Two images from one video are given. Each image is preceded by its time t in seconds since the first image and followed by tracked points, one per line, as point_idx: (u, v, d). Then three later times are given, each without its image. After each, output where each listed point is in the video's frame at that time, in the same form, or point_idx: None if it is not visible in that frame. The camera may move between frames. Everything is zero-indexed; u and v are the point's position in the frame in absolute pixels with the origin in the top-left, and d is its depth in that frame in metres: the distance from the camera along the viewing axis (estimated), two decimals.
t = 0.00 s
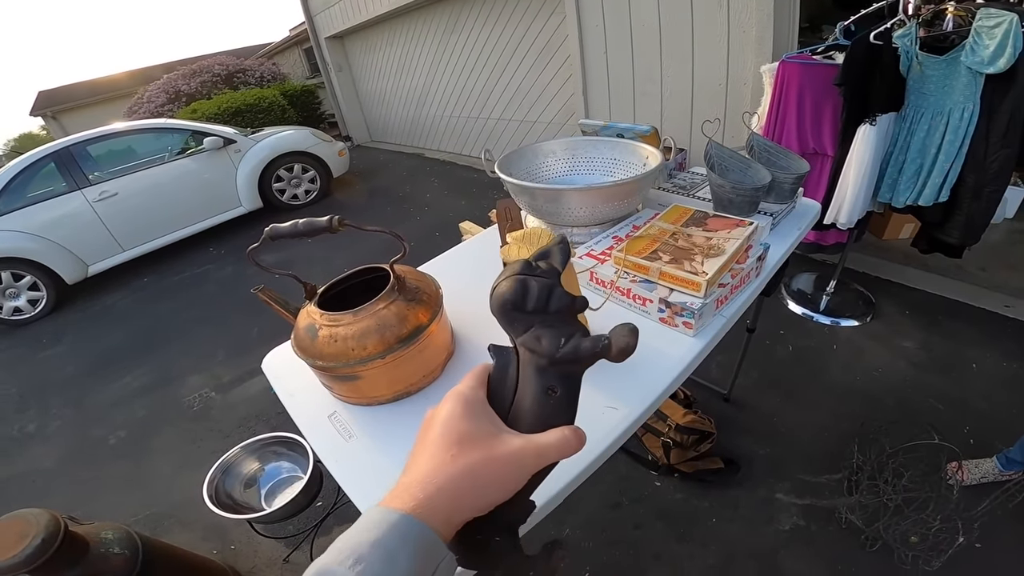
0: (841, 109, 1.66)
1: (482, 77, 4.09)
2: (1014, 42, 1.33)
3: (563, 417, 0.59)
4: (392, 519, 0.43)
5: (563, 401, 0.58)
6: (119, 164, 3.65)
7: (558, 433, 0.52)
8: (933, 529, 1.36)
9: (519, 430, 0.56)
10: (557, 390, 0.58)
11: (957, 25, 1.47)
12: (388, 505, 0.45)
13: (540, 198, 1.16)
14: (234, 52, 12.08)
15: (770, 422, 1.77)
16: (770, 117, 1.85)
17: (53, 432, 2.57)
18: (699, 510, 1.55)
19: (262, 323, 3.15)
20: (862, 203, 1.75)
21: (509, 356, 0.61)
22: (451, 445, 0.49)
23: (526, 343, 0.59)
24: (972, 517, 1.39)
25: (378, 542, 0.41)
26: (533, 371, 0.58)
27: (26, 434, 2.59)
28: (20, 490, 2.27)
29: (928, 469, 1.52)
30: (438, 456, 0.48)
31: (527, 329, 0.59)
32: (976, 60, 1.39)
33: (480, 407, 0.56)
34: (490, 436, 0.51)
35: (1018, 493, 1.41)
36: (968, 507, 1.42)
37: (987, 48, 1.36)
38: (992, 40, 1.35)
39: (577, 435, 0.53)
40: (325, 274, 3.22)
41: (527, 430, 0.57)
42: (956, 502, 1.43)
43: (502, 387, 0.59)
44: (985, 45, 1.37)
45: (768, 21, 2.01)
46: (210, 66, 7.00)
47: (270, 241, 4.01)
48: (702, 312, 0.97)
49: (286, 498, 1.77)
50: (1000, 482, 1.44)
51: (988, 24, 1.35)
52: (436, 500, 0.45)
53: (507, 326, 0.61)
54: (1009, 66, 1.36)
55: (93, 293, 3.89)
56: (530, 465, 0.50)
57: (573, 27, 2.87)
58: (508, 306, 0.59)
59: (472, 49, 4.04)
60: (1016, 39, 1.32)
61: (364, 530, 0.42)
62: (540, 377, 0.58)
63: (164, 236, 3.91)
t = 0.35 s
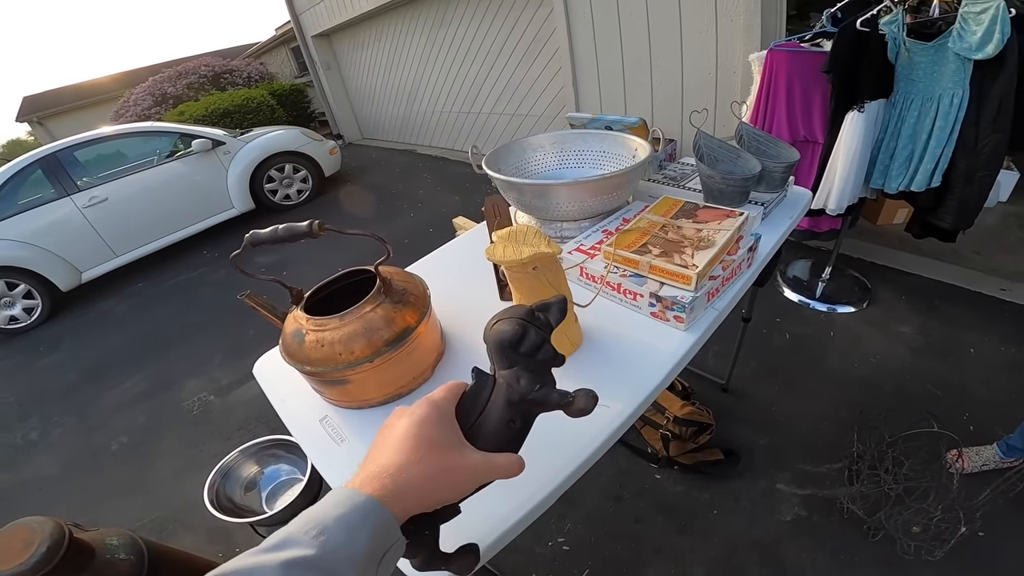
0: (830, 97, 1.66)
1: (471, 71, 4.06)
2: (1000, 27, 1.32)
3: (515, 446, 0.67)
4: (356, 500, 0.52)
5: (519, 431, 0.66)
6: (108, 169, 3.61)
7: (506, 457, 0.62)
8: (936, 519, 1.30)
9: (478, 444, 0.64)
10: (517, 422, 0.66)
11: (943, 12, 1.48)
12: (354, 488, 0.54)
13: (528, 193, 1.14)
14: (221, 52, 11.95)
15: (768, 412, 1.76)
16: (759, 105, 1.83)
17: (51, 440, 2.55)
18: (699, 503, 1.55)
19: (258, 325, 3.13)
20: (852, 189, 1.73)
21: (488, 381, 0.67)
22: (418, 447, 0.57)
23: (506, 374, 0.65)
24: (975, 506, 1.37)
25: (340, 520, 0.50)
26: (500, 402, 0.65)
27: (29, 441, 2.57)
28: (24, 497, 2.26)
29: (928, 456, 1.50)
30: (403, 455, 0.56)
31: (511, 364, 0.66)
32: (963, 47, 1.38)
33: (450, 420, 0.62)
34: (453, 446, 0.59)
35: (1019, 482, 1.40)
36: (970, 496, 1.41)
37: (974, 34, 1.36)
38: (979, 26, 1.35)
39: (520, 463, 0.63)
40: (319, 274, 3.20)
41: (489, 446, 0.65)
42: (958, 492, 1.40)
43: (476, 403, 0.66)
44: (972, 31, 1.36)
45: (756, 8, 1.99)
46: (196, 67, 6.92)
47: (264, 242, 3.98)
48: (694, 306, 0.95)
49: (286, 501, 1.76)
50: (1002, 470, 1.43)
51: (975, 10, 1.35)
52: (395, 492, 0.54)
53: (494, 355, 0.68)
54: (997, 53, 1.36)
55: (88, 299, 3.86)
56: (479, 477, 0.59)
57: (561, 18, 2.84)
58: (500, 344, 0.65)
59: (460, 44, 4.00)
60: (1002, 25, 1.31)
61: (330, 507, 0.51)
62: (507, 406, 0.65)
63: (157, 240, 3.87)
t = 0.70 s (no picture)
0: (821, 90, 1.66)
1: (462, 68, 4.03)
2: (989, 19, 1.32)
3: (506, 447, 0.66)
4: (359, 493, 0.51)
5: (512, 433, 0.66)
6: (95, 171, 3.55)
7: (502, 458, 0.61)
8: (937, 510, 1.32)
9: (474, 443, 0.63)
10: (511, 424, 0.65)
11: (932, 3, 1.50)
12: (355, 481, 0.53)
13: (522, 188, 1.13)
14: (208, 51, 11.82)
15: (766, 405, 1.76)
16: (752, 98, 1.83)
17: (43, 447, 2.51)
18: (700, 498, 1.54)
19: (251, 327, 3.10)
20: (843, 180, 1.74)
21: (484, 381, 0.66)
22: (418, 444, 0.56)
23: (502, 377, 0.65)
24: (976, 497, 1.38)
25: (345, 512, 0.49)
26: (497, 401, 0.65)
27: (24, 447, 2.53)
28: (18, 504, 2.22)
29: (927, 446, 1.51)
30: (403, 452, 0.55)
31: (507, 368, 0.65)
32: (952, 39, 1.39)
33: (449, 418, 0.61)
34: (452, 444, 0.59)
35: (1019, 472, 1.40)
36: (970, 488, 1.41)
37: (962, 26, 1.36)
38: (968, 18, 1.35)
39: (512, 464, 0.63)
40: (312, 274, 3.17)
41: (483, 446, 0.64)
42: (958, 482, 1.41)
43: (472, 405, 0.65)
44: (961, 23, 1.36)
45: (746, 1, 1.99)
46: (182, 68, 6.83)
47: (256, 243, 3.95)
48: (693, 299, 0.94)
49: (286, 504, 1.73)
50: (1001, 460, 1.44)
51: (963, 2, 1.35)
52: (396, 488, 0.53)
53: (491, 357, 0.68)
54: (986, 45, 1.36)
55: (79, 304, 3.81)
56: (476, 474, 0.58)
57: (551, 14, 2.83)
58: (501, 347, 0.66)
59: (451, 41, 3.98)
60: (991, 16, 1.31)
61: (334, 499, 0.50)
62: (503, 408, 0.64)
63: (147, 243, 3.82)
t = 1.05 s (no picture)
0: (811, 84, 1.66)
1: (451, 66, 4.01)
2: (975, 11, 1.33)
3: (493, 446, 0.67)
4: (367, 468, 0.55)
5: (503, 434, 0.68)
6: (81, 174, 3.49)
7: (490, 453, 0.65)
8: (935, 502, 1.33)
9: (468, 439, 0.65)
10: (506, 427, 0.67)
11: None
12: (362, 455, 0.57)
13: (515, 186, 1.12)
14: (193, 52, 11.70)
15: (762, 398, 1.77)
16: (742, 91, 1.83)
17: (32, 455, 2.46)
18: (698, 493, 1.54)
19: (244, 329, 3.06)
20: (836, 174, 1.74)
21: (493, 383, 0.68)
22: (423, 431, 0.59)
23: (508, 382, 0.67)
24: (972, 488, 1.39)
25: (355, 482, 0.53)
26: (498, 404, 0.66)
27: (16, 454, 2.48)
28: (11, 511, 2.19)
29: (921, 438, 1.52)
30: (407, 437, 0.58)
31: (516, 376, 0.68)
32: (939, 32, 1.39)
33: (451, 412, 0.64)
34: (451, 435, 0.62)
35: (1015, 463, 1.42)
36: (968, 480, 1.42)
37: (949, 19, 1.37)
38: (955, 11, 1.35)
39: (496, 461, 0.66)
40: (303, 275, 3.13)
41: (477, 442, 0.65)
42: (954, 475, 1.41)
43: (475, 401, 0.67)
44: (949, 16, 1.37)
45: None
46: (167, 69, 6.75)
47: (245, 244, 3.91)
48: (688, 295, 0.93)
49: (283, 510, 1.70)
50: (995, 450, 1.45)
51: None
52: (398, 468, 0.57)
53: (504, 362, 0.70)
54: (973, 37, 1.37)
55: (67, 308, 3.75)
56: (467, 467, 0.62)
57: (541, 10, 2.81)
58: (514, 355, 0.68)
59: (440, 39, 3.95)
60: (977, 9, 1.32)
61: (345, 470, 0.54)
62: (502, 411, 0.66)
63: (136, 246, 3.77)
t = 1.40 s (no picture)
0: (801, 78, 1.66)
1: (441, 64, 3.99)
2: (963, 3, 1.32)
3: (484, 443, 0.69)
4: (366, 454, 0.57)
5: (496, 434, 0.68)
6: (67, 177, 3.44)
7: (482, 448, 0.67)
8: (931, 497, 1.31)
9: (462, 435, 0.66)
10: (500, 427, 0.68)
11: None
12: (363, 441, 0.59)
13: (504, 184, 1.10)
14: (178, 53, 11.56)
15: (756, 393, 1.77)
16: (731, 86, 1.82)
17: (22, 462, 2.42)
18: (694, 490, 1.54)
19: (235, 331, 3.03)
20: (826, 169, 1.74)
21: (491, 384, 0.69)
22: (420, 424, 0.60)
23: (506, 383, 0.67)
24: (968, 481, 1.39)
25: (354, 467, 0.56)
26: (493, 407, 0.67)
27: (7, 461, 2.45)
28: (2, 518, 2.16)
29: (916, 430, 1.50)
30: (406, 428, 0.59)
31: (513, 378, 0.68)
32: (926, 25, 1.39)
33: (448, 407, 0.65)
34: (447, 429, 0.63)
35: (1010, 456, 1.42)
36: (963, 474, 1.42)
37: (937, 12, 1.36)
38: (942, 5, 1.35)
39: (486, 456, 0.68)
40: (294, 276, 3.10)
41: (469, 437, 0.66)
42: (949, 468, 1.39)
43: (472, 398, 0.68)
44: (936, 9, 1.36)
45: None
46: (151, 70, 6.66)
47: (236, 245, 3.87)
48: (680, 292, 0.93)
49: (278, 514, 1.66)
50: (989, 442, 1.46)
51: None
52: (396, 457, 0.58)
53: (503, 363, 0.70)
54: (960, 30, 1.37)
55: (55, 313, 3.69)
56: (460, 461, 0.64)
57: (530, 7, 2.80)
58: (513, 360, 0.68)
59: (429, 36, 3.93)
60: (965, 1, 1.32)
61: (346, 456, 0.57)
62: (497, 411, 0.67)
63: (125, 249, 3.73)
